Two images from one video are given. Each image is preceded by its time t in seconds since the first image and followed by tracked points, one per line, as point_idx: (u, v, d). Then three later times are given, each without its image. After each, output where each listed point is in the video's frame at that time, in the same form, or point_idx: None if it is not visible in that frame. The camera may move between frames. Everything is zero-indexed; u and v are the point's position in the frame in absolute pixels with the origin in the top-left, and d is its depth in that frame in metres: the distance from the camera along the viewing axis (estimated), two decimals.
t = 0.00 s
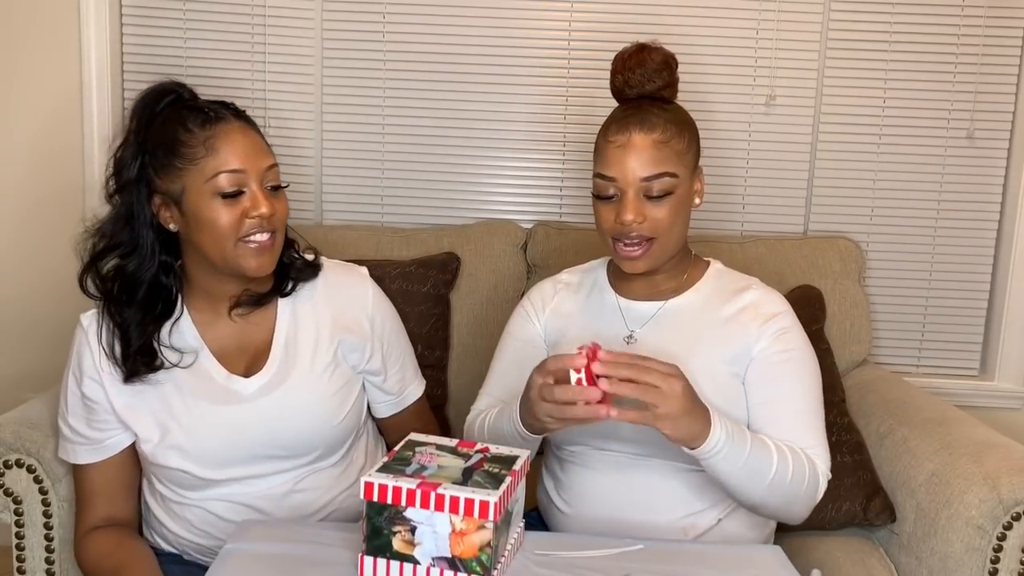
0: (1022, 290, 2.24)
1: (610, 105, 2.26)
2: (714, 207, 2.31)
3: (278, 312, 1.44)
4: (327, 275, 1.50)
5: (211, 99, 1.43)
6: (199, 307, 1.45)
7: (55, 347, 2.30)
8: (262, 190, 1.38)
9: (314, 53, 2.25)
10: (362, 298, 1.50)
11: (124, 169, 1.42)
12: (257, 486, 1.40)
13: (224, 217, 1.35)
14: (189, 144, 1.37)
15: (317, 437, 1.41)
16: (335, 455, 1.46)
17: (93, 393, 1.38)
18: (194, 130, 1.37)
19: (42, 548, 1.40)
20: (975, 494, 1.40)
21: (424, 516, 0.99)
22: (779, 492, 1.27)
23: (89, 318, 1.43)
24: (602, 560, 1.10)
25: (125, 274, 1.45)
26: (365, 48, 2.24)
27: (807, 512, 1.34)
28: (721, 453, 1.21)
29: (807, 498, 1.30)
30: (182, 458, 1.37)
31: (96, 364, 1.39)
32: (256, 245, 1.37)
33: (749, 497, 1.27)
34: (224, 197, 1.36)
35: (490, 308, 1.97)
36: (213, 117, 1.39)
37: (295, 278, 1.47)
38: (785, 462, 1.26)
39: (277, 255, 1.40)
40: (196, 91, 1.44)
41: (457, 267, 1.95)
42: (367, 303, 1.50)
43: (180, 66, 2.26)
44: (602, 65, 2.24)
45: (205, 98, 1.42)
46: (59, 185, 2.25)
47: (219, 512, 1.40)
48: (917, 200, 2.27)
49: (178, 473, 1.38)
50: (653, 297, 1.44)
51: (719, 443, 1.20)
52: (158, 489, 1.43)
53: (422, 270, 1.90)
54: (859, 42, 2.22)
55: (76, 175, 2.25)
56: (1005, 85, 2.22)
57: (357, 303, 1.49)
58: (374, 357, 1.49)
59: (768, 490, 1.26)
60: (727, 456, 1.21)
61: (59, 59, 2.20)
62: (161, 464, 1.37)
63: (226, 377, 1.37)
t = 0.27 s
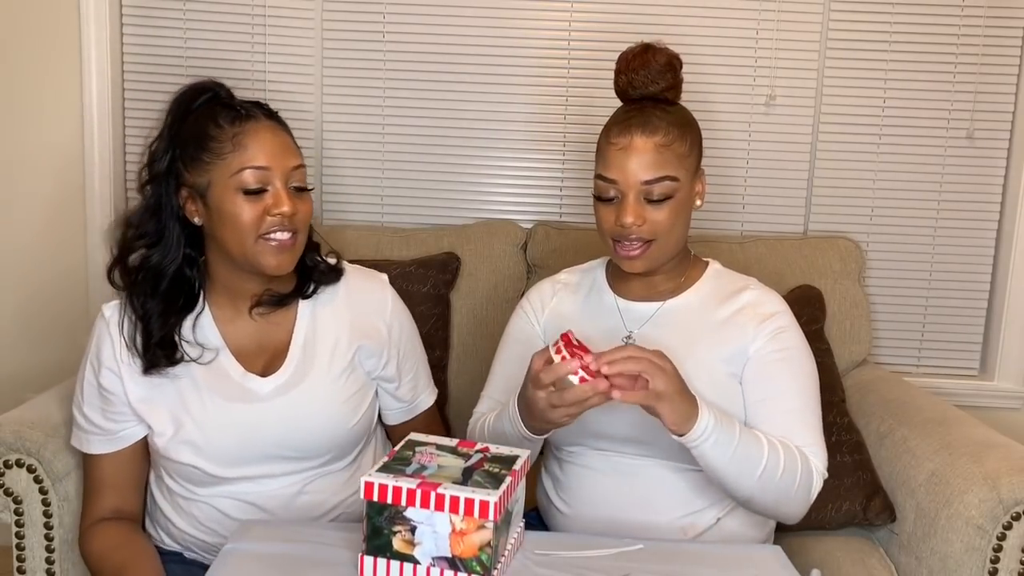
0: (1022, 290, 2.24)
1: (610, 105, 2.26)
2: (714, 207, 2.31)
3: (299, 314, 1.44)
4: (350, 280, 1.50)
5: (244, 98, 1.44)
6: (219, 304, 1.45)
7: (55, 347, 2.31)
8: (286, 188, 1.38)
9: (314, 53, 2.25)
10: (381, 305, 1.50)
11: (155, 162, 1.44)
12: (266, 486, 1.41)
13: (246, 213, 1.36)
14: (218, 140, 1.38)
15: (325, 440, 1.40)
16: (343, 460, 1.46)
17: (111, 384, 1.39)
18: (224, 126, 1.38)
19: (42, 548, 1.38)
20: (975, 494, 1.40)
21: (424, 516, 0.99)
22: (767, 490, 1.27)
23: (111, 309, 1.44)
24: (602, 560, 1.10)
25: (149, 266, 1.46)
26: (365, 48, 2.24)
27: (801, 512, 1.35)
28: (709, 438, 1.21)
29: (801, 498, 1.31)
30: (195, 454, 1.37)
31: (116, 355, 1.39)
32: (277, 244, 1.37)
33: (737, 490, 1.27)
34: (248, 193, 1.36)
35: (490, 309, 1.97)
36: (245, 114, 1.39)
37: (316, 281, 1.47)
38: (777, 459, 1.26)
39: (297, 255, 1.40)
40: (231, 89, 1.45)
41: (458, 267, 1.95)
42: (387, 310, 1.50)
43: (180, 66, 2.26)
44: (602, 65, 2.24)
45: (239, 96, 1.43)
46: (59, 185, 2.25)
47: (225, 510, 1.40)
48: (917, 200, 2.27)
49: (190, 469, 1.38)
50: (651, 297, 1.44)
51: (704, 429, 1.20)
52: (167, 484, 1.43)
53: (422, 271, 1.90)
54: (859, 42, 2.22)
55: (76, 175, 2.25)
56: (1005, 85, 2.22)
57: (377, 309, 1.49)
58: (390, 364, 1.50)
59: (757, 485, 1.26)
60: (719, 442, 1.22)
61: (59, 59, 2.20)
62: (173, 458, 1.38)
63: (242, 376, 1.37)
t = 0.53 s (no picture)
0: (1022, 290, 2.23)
1: (610, 105, 2.26)
2: (714, 207, 2.31)
3: (323, 316, 1.44)
4: (377, 285, 1.50)
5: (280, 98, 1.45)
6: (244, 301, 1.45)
7: (55, 346, 2.31)
8: (317, 188, 1.38)
9: (314, 53, 2.25)
10: (404, 313, 1.50)
11: (189, 157, 1.45)
12: (280, 487, 1.40)
13: (276, 209, 1.36)
14: (253, 137, 1.39)
15: (336, 442, 1.40)
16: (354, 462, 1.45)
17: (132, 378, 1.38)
18: (260, 123, 1.39)
19: (42, 548, 1.37)
20: (975, 494, 1.40)
21: (424, 516, 0.99)
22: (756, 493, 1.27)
23: (136, 302, 1.43)
24: (601, 560, 1.10)
25: (178, 260, 1.46)
26: (365, 48, 2.24)
27: (797, 514, 1.34)
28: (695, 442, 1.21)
29: (793, 502, 1.30)
30: (213, 452, 1.37)
31: (140, 348, 1.39)
32: (304, 242, 1.37)
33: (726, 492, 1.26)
34: (279, 190, 1.37)
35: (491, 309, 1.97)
36: (280, 114, 1.41)
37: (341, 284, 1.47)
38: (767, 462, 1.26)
39: (323, 256, 1.40)
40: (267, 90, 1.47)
41: (458, 267, 1.95)
42: (410, 318, 1.50)
43: (180, 66, 2.25)
44: (602, 65, 2.24)
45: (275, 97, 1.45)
46: (59, 185, 2.25)
47: (236, 508, 1.40)
48: (917, 200, 2.27)
49: (207, 466, 1.38)
50: (651, 297, 1.44)
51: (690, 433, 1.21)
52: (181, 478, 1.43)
53: (422, 270, 1.91)
54: (859, 42, 2.22)
55: (76, 175, 2.25)
56: (1005, 84, 2.22)
57: (401, 316, 1.49)
58: (410, 371, 1.50)
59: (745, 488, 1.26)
60: (705, 447, 1.22)
61: (59, 59, 2.20)
62: (191, 454, 1.37)
63: (265, 375, 1.37)
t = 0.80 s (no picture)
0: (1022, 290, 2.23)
1: (610, 105, 2.26)
2: (714, 208, 2.31)
3: (349, 318, 1.43)
4: (405, 291, 1.49)
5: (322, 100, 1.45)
6: (275, 299, 1.44)
7: (55, 346, 2.31)
8: (360, 187, 1.38)
9: (314, 53, 2.25)
10: (428, 320, 1.49)
11: (225, 153, 1.43)
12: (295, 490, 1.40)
13: (321, 204, 1.35)
14: (299, 133, 1.38)
15: (343, 446, 1.38)
16: (361, 467, 1.44)
17: (157, 374, 1.37)
18: (307, 120, 1.39)
19: (42, 548, 1.37)
20: (975, 494, 1.40)
21: (424, 516, 0.99)
22: (785, 479, 1.27)
23: (165, 296, 1.42)
24: (601, 559, 1.10)
25: (212, 255, 1.45)
26: (365, 48, 2.24)
27: (823, 502, 1.34)
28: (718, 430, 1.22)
29: (820, 487, 1.31)
30: (234, 450, 1.37)
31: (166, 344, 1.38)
32: (345, 238, 1.36)
33: (754, 481, 1.27)
34: (325, 186, 1.36)
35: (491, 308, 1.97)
36: (324, 114, 1.41)
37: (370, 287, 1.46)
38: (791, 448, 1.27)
39: (360, 255, 1.39)
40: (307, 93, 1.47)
41: (458, 267, 1.95)
42: (434, 324, 1.49)
43: (180, 67, 2.25)
44: (602, 65, 2.24)
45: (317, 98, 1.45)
46: (58, 185, 2.25)
47: (249, 508, 1.40)
48: (917, 200, 2.27)
49: (226, 465, 1.37)
50: (652, 295, 1.44)
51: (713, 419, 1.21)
52: (198, 473, 1.42)
53: (423, 270, 1.91)
54: (859, 42, 2.22)
55: (76, 175, 2.24)
56: (1005, 85, 2.22)
57: (426, 323, 1.48)
58: (433, 378, 1.50)
59: (774, 475, 1.26)
60: (730, 431, 1.22)
61: (59, 59, 2.20)
62: (212, 452, 1.37)
63: (289, 376, 1.36)
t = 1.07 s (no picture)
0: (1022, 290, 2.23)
1: (610, 105, 2.26)
2: (714, 207, 2.31)
3: (370, 325, 1.43)
4: (427, 301, 1.49)
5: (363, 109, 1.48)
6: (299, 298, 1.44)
7: (54, 345, 2.31)
8: (398, 191, 1.39)
9: (314, 53, 2.25)
10: (446, 331, 1.50)
11: (267, 150, 1.44)
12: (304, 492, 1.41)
13: (360, 203, 1.36)
14: (344, 134, 1.39)
15: (344, 449, 1.38)
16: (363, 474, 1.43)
17: (177, 370, 1.35)
18: (352, 123, 1.41)
19: (42, 548, 1.37)
20: (975, 494, 1.40)
21: (424, 516, 0.99)
22: (772, 485, 1.27)
23: (189, 290, 1.41)
24: (601, 560, 1.10)
25: (242, 252, 1.44)
26: (365, 48, 2.24)
27: (813, 509, 1.34)
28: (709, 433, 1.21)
29: (808, 496, 1.30)
30: (249, 451, 1.36)
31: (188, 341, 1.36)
32: (380, 239, 1.36)
33: (741, 484, 1.26)
34: (365, 186, 1.37)
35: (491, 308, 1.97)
36: (368, 120, 1.43)
37: (393, 293, 1.46)
38: (781, 455, 1.26)
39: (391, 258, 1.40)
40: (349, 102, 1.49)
41: (458, 267, 1.95)
42: (450, 335, 1.50)
43: (180, 67, 2.25)
44: (602, 65, 2.24)
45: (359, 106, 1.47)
46: (58, 185, 2.25)
47: (256, 509, 1.40)
48: (917, 200, 2.27)
49: (240, 465, 1.37)
50: (653, 296, 1.44)
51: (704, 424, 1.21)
52: (207, 472, 1.42)
53: (423, 271, 1.91)
54: (859, 42, 2.22)
55: (76, 175, 2.24)
56: (1005, 85, 2.22)
57: (444, 335, 1.49)
58: (448, 389, 1.50)
59: (762, 480, 1.26)
60: (720, 438, 1.22)
61: (59, 59, 2.20)
62: (227, 452, 1.36)
63: (310, 380, 1.36)
